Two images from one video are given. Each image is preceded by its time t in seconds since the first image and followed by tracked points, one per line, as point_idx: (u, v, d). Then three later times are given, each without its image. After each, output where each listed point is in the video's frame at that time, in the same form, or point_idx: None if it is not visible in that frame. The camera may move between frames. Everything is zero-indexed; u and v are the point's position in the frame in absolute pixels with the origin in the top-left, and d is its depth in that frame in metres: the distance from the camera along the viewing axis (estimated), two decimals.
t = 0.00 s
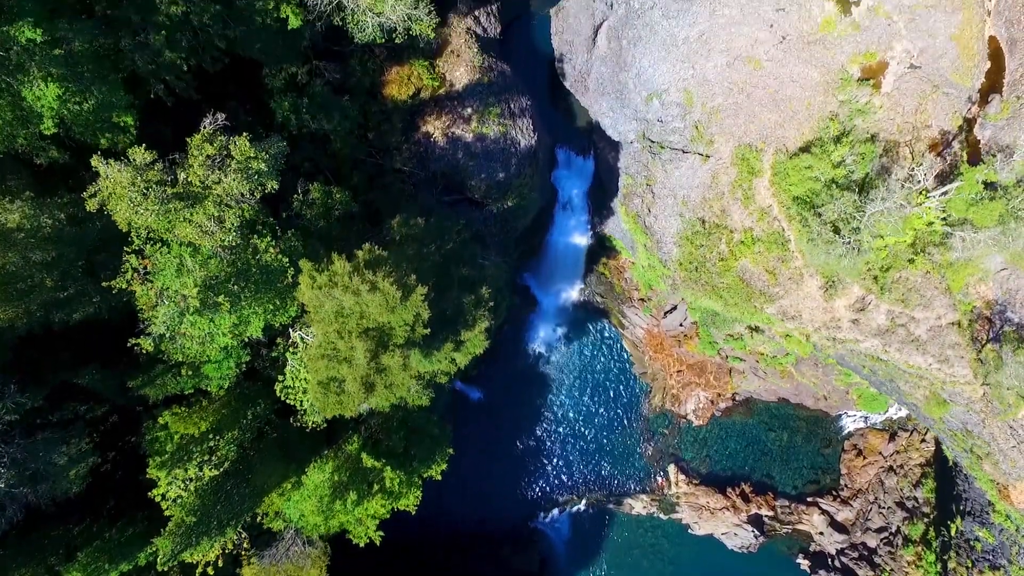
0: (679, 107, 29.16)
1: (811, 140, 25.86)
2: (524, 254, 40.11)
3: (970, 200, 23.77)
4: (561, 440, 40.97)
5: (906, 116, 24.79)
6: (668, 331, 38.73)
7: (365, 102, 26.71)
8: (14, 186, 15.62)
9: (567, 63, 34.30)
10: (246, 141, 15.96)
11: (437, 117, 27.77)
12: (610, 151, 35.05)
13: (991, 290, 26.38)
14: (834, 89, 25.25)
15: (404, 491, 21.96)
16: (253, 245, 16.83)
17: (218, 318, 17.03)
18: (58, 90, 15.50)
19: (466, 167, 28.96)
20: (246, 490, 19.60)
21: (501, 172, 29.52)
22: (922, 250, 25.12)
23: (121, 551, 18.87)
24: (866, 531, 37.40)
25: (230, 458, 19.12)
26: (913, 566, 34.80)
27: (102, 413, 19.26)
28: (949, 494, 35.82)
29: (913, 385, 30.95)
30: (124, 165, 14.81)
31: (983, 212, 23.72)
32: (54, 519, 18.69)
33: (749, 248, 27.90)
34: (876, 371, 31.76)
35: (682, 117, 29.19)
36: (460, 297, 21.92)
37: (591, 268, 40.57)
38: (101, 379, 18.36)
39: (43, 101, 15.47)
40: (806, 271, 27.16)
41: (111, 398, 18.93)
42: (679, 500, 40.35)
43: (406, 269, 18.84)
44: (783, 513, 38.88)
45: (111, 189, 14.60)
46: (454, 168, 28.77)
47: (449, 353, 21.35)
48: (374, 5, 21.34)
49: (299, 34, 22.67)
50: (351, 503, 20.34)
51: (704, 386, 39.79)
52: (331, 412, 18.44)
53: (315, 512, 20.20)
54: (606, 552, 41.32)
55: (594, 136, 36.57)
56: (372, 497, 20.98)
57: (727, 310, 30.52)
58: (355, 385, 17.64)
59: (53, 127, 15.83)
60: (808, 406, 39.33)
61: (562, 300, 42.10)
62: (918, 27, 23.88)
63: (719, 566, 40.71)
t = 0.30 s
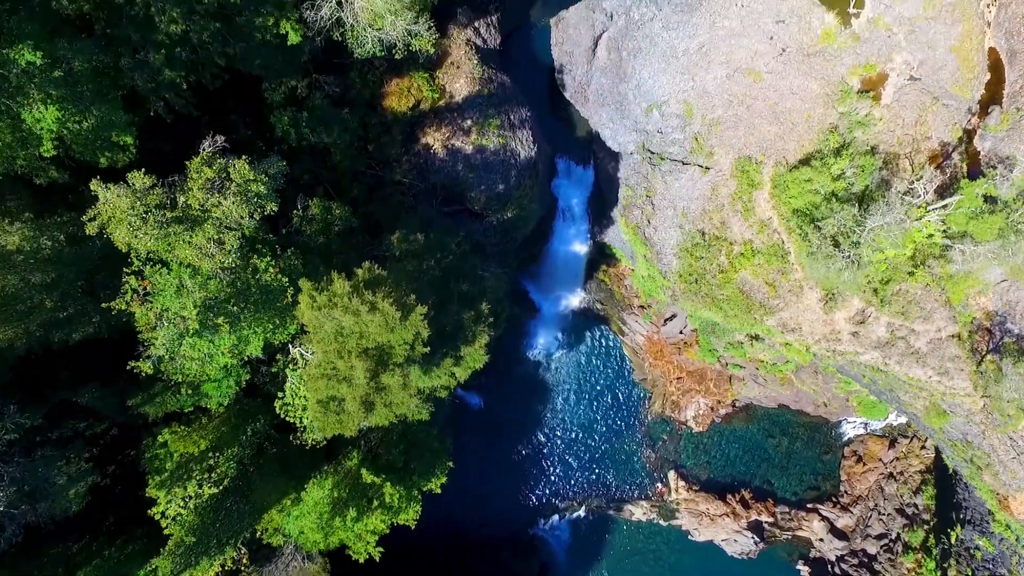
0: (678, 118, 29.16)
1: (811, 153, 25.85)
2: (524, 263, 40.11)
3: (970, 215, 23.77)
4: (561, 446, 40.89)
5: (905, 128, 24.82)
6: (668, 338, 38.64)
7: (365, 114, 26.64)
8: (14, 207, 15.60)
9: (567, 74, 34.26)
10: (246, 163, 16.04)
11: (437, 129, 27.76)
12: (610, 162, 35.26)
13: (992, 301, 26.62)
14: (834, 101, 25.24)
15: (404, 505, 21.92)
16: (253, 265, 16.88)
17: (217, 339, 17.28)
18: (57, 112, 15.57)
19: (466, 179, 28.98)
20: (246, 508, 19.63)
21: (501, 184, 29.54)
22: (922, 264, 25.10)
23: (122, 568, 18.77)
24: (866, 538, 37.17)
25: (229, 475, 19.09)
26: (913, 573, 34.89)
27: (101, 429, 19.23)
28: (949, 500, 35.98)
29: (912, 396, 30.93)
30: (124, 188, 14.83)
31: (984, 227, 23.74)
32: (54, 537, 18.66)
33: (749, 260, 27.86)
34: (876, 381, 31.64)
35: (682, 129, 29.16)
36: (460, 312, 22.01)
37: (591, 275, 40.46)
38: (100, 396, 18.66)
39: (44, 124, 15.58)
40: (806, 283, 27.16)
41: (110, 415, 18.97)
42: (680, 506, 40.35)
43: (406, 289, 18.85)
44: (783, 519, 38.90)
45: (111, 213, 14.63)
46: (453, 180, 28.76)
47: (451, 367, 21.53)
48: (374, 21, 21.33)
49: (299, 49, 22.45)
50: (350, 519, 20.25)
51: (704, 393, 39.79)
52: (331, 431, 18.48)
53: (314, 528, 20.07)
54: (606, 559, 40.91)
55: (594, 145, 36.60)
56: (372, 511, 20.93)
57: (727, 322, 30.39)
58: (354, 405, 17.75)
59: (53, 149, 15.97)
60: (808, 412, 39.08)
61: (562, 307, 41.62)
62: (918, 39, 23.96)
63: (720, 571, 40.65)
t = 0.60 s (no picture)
0: (678, 129, 29.13)
1: (811, 164, 25.85)
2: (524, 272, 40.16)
3: (971, 228, 23.71)
4: (561, 451, 40.71)
5: (906, 140, 24.84)
6: (668, 345, 38.54)
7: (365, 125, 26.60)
8: (14, 229, 15.68)
9: (567, 84, 34.24)
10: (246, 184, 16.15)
11: (437, 140, 27.75)
12: (610, 171, 35.29)
13: (992, 312, 26.37)
14: (834, 112, 25.24)
15: (405, 518, 22.01)
16: (253, 284, 17.12)
17: (217, 360, 17.32)
18: (56, 134, 15.51)
19: (466, 190, 28.95)
20: (246, 524, 19.59)
21: (501, 195, 29.52)
22: (922, 276, 25.11)
23: None
24: (866, 544, 37.04)
25: (230, 490, 19.02)
26: None
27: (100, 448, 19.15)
28: (948, 506, 35.05)
29: (912, 406, 30.95)
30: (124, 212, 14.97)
31: (985, 240, 23.63)
32: (54, 553, 18.68)
33: (749, 271, 27.87)
34: (876, 391, 31.62)
35: (682, 140, 29.15)
36: (460, 328, 22.05)
37: (591, 281, 40.08)
38: (100, 414, 18.66)
39: (43, 146, 15.59)
40: (806, 296, 27.16)
41: (110, 432, 19.07)
42: (680, 513, 40.08)
43: (407, 307, 18.95)
44: (783, 525, 38.58)
45: (112, 236, 14.74)
46: (453, 191, 28.77)
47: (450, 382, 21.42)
48: (374, 36, 21.32)
49: (299, 62, 22.23)
50: (351, 534, 20.24)
51: (704, 400, 39.69)
52: (331, 449, 18.62)
53: (315, 545, 20.09)
54: (607, 564, 41.05)
55: (594, 155, 36.62)
56: (372, 527, 20.94)
57: (727, 332, 30.39)
58: (354, 423, 17.94)
59: (53, 170, 15.92)
60: (808, 418, 39.13)
61: (562, 314, 41.50)
62: (918, 50, 23.95)
63: None
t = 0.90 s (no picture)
0: (678, 140, 29.14)
1: (812, 175, 25.84)
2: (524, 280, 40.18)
3: (973, 241, 23.54)
4: (561, 456, 40.63)
5: (906, 151, 24.82)
6: (668, 352, 38.44)
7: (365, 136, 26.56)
8: (14, 248, 15.72)
9: (567, 95, 34.25)
10: (246, 205, 16.26)
11: (437, 151, 27.72)
12: (610, 181, 35.28)
13: (992, 322, 26.40)
14: (834, 123, 25.23)
15: (404, 532, 21.97)
16: (253, 303, 17.19)
17: (217, 379, 17.52)
18: (56, 155, 15.53)
19: (466, 201, 28.95)
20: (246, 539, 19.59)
21: (501, 206, 29.53)
22: (922, 288, 25.10)
23: None
24: (867, 550, 36.92)
25: (229, 506, 19.12)
26: None
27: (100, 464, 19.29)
28: (948, 512, 35.79)
29: (912, 416, 30.96)
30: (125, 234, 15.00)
31: (984, 253, 23.60)
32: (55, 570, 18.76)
33: (749, 283, 27.85)
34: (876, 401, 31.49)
35: (682, 150, 29.16)
36: (460, 343, 22.14)
37: (591, 288, 40.21)
38: (100, 431, 18.72)
39: (43, 167, 15.57)
40: (807, 307, 27.15)
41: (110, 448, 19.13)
42: (680, 518, 40.04)
43: (407, 326, 18.96)
44: (783, 531, 38.62)
45: (111, 258, 14.76)
46: (453, 202, 28.80)
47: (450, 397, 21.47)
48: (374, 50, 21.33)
49: (299, 76, 22.40)
50: (351, 550, 20.13)
51: (703, 407, 39.53)
52: (331, 467, 18.73)
53: (315, 564, 19.90)
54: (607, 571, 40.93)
55: (594, 164, 36.62)
56: (372, 541, 20.92)
57: (727, 343, 30.39)
58: (355, 440, 18.11)
59: (53, 191, 15.96)
60: (808, 424, 39.04)
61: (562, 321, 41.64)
62: (918, 61, 24.00)
63: None
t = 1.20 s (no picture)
0: (678, 150, 29.13)
1: (812, 186, 25.81)
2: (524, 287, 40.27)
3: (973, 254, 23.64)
4: (562, 463, 40.58)
5: (907, 162, 24.81)
6: (668, 359, 38.23)
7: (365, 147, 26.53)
8: (14, 267, 15.75)
9: (567, 104, 34.24)
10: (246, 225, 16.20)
11: (437, 162, 27.72)
12: (610, 190, 35.33)
13: (993, 333, 26.45)
14: (835, 134, 25.22)
15: (404, 548, 21.93)
16: (253, 320, 17.34)
17: (218, 397, 17.64)
18: (56, 176, 15.55)
19: (466, 212, 28.97)
20: (247, 553, 19.65)
21: (501, 217, 29.53)
22: (923, 300, 25.03)
23: None
24: (867, 557, 36.97)
25: (229, 522, 19.06)
26: None
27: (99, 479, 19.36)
28: (949, 521, 35.31)
29: (912, 426, 30.89)
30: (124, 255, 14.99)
31: (984, 266, 23.78)
32: None
33: (749, 294, 27.84)
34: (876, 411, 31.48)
35: (682, 161, 29.16)
36: (460, 358, 22.18)
37: (591, 295, 40.19)
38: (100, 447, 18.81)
39: (44, 186, 15.57)
40: (807, 319, 27.11)
41: (109, 463, 19.20)
42: (680, 524, 40.00)
43: (407, 343, 18.95)
44: (783, 537, 38.40)
45: (112, 280, 14.73)
46: (453, 213, 28.82)
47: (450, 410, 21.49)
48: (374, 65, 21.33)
49: (299, 90, 22.33)
50: (351, 564, 20.12)
51: (703, 413, 39.47)
52: (331, 485, 18.81)
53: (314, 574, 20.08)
54: None
55: (594, 173, 36.62)
56: (373, 555, 20.84)
57: (727, 353, 30.34)
58: (355, 457, 18.21)
59: (53, 211, 16.00)
60: (809, 430, 38.99)
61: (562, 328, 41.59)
62: (918, 72, 23.98)
63: None
